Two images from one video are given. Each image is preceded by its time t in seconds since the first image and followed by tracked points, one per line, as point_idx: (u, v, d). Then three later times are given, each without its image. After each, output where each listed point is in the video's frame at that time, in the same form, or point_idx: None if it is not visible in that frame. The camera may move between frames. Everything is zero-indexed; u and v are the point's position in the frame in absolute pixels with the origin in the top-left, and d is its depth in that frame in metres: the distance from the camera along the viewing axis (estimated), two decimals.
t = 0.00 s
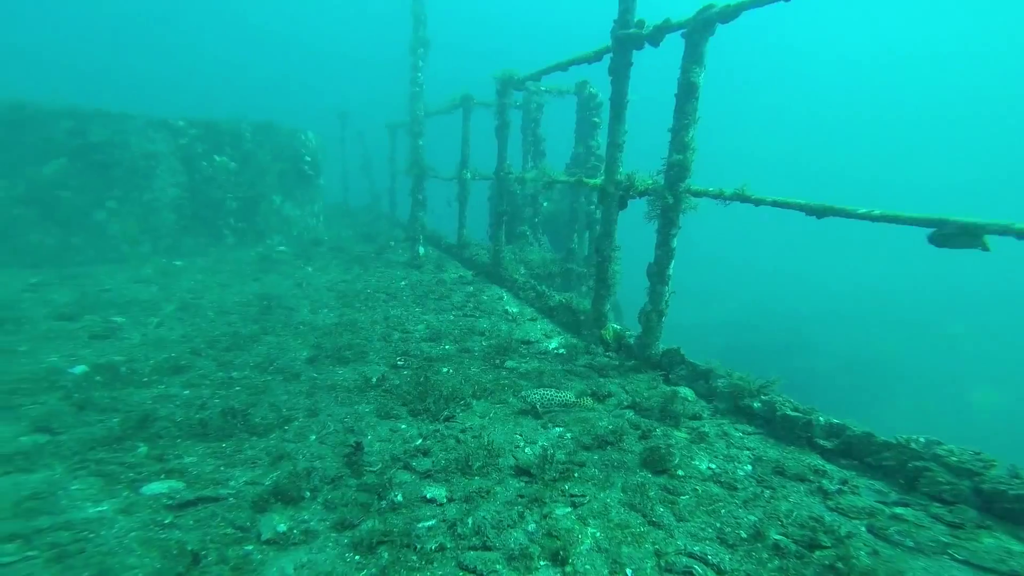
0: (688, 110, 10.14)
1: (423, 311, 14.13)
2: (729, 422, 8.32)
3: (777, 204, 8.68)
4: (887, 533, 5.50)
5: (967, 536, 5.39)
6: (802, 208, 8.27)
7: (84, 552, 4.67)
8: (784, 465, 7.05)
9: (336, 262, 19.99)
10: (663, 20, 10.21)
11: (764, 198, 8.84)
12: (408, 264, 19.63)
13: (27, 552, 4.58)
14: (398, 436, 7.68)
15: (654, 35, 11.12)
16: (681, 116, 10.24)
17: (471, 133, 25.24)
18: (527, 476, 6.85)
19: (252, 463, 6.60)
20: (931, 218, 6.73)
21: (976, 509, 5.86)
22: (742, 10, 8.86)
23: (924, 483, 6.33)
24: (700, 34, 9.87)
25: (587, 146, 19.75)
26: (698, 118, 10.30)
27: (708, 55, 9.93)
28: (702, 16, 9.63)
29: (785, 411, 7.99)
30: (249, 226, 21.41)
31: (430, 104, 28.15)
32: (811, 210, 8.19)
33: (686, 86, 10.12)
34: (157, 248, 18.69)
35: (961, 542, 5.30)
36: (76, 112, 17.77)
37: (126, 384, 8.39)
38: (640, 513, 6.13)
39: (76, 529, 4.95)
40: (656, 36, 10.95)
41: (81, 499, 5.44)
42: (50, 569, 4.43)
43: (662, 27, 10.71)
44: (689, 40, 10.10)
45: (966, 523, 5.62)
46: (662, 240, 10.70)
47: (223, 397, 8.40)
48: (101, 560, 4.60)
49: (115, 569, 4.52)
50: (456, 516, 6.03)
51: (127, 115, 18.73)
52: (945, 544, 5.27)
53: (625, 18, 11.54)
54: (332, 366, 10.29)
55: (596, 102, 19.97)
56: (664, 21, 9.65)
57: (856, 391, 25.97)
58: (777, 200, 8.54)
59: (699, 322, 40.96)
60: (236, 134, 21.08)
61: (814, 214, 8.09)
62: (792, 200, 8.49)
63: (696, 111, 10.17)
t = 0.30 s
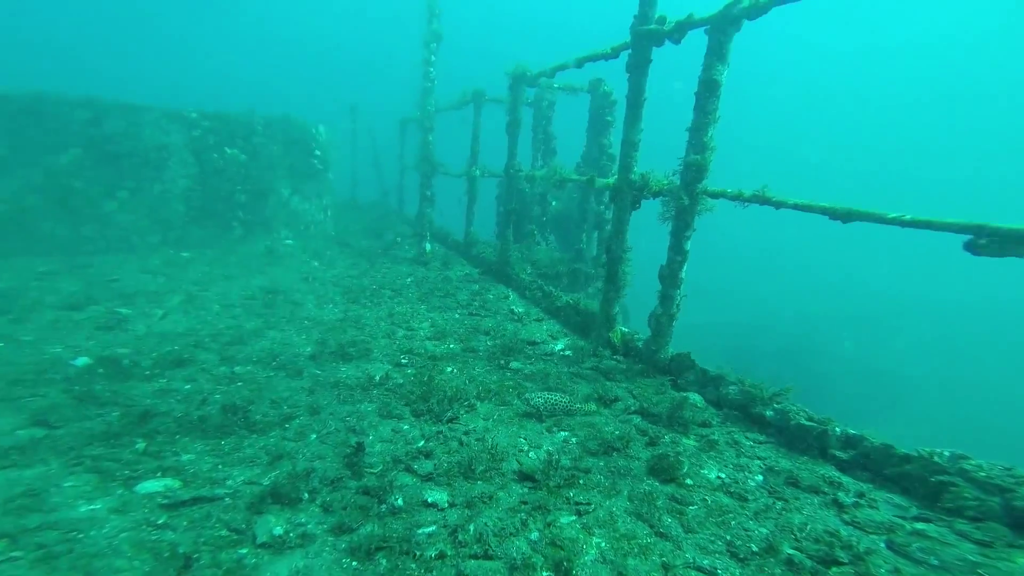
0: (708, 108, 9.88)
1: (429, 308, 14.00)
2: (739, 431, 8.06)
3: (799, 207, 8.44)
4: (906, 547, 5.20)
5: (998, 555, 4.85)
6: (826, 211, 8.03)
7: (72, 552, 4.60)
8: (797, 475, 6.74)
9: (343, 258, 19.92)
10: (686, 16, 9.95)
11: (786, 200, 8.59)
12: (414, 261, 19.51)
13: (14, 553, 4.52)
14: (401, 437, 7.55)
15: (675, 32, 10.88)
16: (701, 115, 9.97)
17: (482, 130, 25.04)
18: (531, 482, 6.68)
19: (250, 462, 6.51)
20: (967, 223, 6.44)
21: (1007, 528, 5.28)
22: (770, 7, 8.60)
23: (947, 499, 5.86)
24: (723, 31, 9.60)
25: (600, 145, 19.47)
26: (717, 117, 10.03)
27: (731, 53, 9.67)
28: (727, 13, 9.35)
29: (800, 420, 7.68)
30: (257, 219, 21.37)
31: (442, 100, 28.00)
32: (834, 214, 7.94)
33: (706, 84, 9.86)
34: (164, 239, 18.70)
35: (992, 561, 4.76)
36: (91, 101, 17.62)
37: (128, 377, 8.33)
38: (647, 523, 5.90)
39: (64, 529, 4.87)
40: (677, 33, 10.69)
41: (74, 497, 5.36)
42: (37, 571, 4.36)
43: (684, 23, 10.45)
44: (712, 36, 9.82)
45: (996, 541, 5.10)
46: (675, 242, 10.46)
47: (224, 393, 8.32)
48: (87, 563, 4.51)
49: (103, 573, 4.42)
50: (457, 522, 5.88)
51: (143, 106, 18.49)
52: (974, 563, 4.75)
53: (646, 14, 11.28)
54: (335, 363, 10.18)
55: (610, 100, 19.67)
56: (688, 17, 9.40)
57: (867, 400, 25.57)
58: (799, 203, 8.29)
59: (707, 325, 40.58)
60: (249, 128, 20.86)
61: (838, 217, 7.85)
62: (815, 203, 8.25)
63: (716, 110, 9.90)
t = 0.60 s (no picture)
0: (704, 100, 9.65)
1: (415, 297, 13.68)
2: (723, 427, 7.77)
3: (791, 202, 8.30)
4: (879, 545, 5.06)
5: (969, 556, 4.78)
6: (819, 207, 7.88)
7: None
8: (779, 474, 6.48)
9: (328, 244, 19.42)
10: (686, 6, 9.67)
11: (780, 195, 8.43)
12: (401, 249, 19.11)
13: None
14: (379, 429, 7.30)
15: (673, 22, 10.59)
16: (697, 106, 9.73)
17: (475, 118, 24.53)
18: (513, 477, 6.48)
19: (216, 453, 6.26)
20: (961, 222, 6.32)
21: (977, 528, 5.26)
22: None
23: (923, 498, 5.75)
24: (722, 20, 9.33)
25: (593, 136, 19.15)
26: (713, 110, 9.80)
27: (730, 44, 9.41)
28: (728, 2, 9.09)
29: (784, 417, 7.40)
30: (240, 203, 20.68)
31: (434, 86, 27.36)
32: (828, 210, 7.79)
33: (703, 75, 9.60)
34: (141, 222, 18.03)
35: (963, 563, 4.69)
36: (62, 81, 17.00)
37: (89, 363, 7.93)
38: (629, 521, 5.68)
39: None
40: (675, 23, 10.41)
41: (12, 489, 4.98)
42: None
43: (682, 13, 10.17)
44: (711, 26, 9.55)
45: (968, 542, 5.04)
46: (666, 235, 10.27)
47: (194, 381, 8.00)
48: (17, 560, 4.16)
49: (33, 571, 4.08)
50: (434, 518, 5.66)
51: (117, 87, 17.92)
52: (946, 564, 4.67)
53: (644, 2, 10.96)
54: (314, 351, 9.85)
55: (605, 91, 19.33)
56: (687, 5, 9.12)
57: (850, 397, 25.78)
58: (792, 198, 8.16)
59: (695, 320, 40.80)
60: (232, 111, 20.30)
61: (832, 213, 7.71)
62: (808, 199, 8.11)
63: (712, 102, 9.67)
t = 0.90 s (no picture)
0: (693, 70, 9.17)
1: (393, 272, 13.14)
2: (704, 406, 7.51)
3: (778, 176, 7.96)
4: (852, 524, 4.84)
5: (933, 533, 4.62)
6: (806, 181, 7.56)
7: None
8: (758, 453, 6.23)
9: (302, 217, 18.51)
10: None
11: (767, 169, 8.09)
12: (379, 223, 18.36)
13: None
14: (350, 410, 6.95)
15: None
16: (686, 77, 9.25)
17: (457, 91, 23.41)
18: (492, 459, 6.24)
19: (170, 437, 5.84)
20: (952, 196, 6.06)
21: (943, 506, 5.05)
22: None
23: (894, 477, 5.51)
24: None
25: (578, 111, 18.44)
26: (703, 81, 9.34)
27: (722, 10, 8.88)
28: None
29: (764, 395, 7.11)
30: (207, 174, 19.35)
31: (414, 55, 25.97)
32: (815, 184, 7.51)
33: (693, 45, 9.09)
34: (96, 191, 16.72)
35: (929, 540, 4.53)
36: None
37: (29, 341, 7.29)
38: (609, 504, 5.49)
39: None
40: None
41: None
42: None
43: None
44: None
45: (933, 519, 4.85)
46: (651, 210, 9.92)
47: (149, 359, 7.45)
48: None
49: None
50: (408, 504, 5.37)
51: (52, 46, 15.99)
52: (912, 543, 4.51)
53: None
54: (284, 328, 9.32)
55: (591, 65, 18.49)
56: None
57: (824, 374, 26.34)
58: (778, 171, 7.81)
59: (678, 299, 41.27)
60: (195, 79, 18.67)
61: (818, 187, 7.45)
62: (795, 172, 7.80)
63: (702, 73, 9.20)
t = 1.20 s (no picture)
0: (709, 60, 8.77)
1: (396, 268, 12.86)
2: (719, 411, 7.20)
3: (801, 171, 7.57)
4: (884, 541, 4.50)
5: (981, 552, 4.19)
6: (833, 175, 7.19)
7: None
8: (778, 462, 5.90)
9: (305, 211, 18.23)
10: None
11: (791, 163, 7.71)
12: (383, 218, 18.06)
13: None
14: (351, 412, 6.69)
15: None
16: (700, 68, 8.85)
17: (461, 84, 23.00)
18: (498, 466, 5.96)
19: (163, 439, 5.61)
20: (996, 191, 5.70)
21: (988, 522, 4.58)
22: None
23: (930, 490, 5.08)
24: None
25: (585, 104, 17.97)
26: (718, 72, 8.94)
27: None
28: None
29: (784, 401, 6.76)
30: (209, 168, 19.10)
31: (418, 49, 25.58)
32: (843, 179, 7.13)
33: (709, 33, 8.68)
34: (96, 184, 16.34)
35: (977, 560, 4.10)
36: None
37: (21, 337, 7.08)
38: (621, 516, 5.21)
39: None
40: None
41: None
42: None
43: None
44: None
45: (979, 537, 4.40)
46: (663, 206, 9.55)
47: (144, 357, 7.22)
48: None
49: None
50: (410, 514, 5.11)
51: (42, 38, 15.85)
52: (958, 563, 4.09)
53: None
54: (284, 324, 9.07)
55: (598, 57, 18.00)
56: None
57: (836, 374, 25.78)
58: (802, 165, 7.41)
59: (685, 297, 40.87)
60: (192, 70, 18.59)
61: (847, 181, 7.08)
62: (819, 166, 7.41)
63: (717, 64, 8.80)
